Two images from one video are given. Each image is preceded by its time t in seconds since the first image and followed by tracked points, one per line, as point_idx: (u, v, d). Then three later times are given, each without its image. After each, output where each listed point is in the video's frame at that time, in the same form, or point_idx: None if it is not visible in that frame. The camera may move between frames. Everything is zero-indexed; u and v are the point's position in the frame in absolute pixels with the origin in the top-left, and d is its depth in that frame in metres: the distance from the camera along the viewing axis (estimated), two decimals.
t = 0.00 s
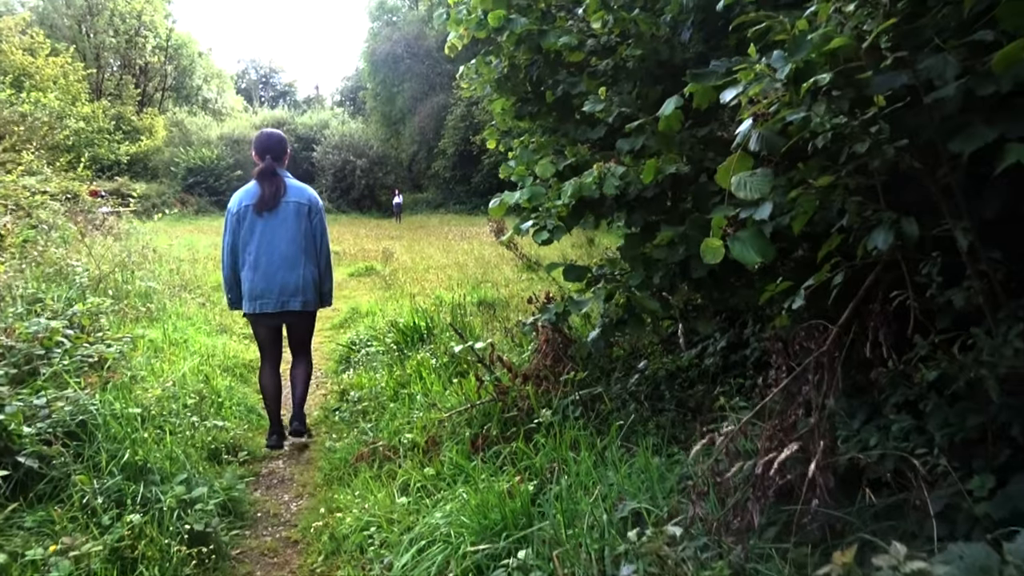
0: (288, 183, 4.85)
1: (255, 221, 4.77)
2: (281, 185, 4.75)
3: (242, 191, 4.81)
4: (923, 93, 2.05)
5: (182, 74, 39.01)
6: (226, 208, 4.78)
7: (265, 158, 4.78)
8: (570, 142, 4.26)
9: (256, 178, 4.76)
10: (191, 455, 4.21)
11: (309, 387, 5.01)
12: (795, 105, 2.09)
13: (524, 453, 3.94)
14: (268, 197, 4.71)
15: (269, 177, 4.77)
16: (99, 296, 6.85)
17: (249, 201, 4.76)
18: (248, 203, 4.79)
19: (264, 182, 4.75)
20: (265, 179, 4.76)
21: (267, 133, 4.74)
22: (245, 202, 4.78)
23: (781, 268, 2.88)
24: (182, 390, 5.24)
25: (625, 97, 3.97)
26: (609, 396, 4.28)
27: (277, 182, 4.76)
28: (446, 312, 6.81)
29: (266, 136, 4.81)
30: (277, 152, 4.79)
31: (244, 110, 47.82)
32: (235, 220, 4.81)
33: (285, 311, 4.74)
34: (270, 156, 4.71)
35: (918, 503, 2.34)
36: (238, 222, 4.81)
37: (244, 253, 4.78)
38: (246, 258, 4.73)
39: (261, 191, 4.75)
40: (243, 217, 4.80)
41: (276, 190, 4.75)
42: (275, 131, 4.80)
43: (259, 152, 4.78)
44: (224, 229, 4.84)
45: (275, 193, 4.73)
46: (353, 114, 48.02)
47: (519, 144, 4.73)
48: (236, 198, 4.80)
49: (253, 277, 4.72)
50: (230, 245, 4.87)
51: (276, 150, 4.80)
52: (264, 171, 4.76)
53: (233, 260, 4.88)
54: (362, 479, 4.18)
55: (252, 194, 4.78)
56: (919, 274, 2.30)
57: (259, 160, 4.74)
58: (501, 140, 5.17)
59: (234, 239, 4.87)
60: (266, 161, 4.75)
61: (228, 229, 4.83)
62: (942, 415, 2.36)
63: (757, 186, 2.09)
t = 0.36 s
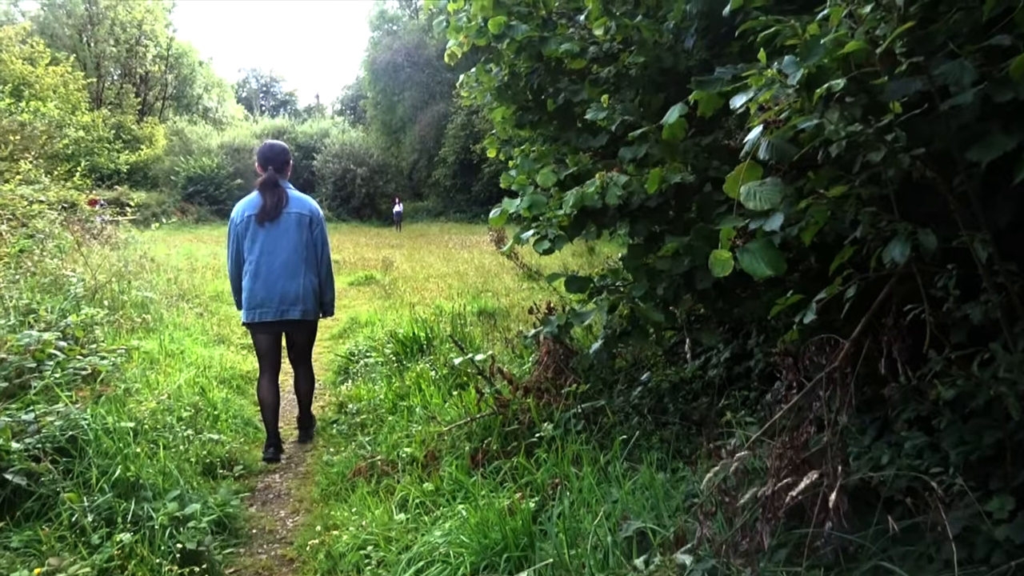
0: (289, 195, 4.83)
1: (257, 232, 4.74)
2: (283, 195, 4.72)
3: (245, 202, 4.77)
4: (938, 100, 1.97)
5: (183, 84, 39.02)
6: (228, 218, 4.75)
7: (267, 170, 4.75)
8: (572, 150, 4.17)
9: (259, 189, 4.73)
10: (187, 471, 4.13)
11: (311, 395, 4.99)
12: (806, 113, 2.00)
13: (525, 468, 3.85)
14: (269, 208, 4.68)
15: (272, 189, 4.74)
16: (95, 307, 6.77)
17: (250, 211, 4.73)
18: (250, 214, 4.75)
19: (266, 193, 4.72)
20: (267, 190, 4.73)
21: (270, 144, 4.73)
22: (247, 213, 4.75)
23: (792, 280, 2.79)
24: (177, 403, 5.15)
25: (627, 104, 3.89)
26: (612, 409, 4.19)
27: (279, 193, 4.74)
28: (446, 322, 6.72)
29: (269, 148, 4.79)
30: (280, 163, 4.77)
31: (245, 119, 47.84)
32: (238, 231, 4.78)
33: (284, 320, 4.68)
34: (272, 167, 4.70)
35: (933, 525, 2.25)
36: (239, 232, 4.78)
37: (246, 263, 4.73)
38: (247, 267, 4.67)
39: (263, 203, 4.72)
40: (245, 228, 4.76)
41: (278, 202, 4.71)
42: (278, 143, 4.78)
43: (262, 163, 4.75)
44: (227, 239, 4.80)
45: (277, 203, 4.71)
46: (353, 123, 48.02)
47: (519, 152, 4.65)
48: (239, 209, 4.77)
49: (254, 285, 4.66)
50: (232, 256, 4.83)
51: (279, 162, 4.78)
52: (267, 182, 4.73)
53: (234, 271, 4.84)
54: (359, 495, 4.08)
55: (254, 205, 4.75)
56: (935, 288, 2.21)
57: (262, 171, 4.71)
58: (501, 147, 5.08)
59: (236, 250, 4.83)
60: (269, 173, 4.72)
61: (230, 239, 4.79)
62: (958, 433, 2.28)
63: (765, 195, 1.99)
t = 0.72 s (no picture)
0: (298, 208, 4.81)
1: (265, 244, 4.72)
2: (291, 209, 4.70)
3: (253, 214, 4.75)
4: (950, 107, 1.91)
5: (184, 94, 39.03)
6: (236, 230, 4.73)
7: (276, 183, 4.74)
8: (573, 158, 4.11)
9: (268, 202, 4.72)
10: (183, 486, 4.07)
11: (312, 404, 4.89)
12: (815, 121, 1.95)
13: (527, 482, 3.79)
14: (278, 221, 4.66)
15: (280, 202, 4.72)
16: (93, 319, 6.72)
17: (258, 223, 4.70)
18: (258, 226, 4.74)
19: (275, 206, 4.71)
20: (276, 203, 4.71)
21: (279, 158, 4.71)
22: (254, 224, 4.72)
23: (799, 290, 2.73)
24: (174, 415, 5.08)
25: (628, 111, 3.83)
26: (615, 421, 4.13)
27: (287, 207, 4.72)
28: (447, 332, 6.66)
29: (278, 161, 4.77)
30: (289, 176, 4.75)
31: (246, 129, 47.86)
32: (246, 242, 4.75)
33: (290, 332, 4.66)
34: (281, 180, 4.68)
35: (947, 543, 2.19)
36: (247, 244, 4.75)
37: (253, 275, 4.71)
38: (254, 279, 4.65)
39: (271, 215, 4.70)
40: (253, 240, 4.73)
41: (287, 215, 4.70)
42: (287, 156, 4.76)
43: (271, 176, 4.74)
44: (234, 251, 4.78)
45: (285, 216, 4.69)
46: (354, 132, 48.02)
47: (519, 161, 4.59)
48: (247, 221, 4.75)
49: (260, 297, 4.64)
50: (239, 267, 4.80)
51: (288, 175, 4.76)
52: (276, 194, 4.71)
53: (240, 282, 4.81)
54: (358, 509, 4.02)
55: (262, 217, 4.73)
56: (947, 299, 2.15)
57: (271, 184, 4.70)
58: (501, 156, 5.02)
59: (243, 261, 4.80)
60: (278, 186, 4.71)
61: (237, 250, 4.77)
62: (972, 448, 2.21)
63: (773, 203, 1.93)
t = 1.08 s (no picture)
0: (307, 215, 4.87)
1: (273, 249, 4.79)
2: (300, 216, 4.78)
3: (263, 220, 4.84)
4: (963, 116, 1.88)
5: (185, 102, 39.04)
6: (247, 235, 4.81)
7: (286, 190, 4.81)
8: (576, 167, 4.07)
9: (277, 209, 4.80)
10: (183, 497, 4.03)
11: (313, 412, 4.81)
12: (826, 130, 1.92)
13: (530, 493, 3.75)
14: (287, 228, 4.75)
15: (290, 209, 4.80)
16: (92, 328, 6.68)
17: (267, 228, 4.78)
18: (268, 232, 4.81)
19: (284, 213, 4.79)
20: (285, 211, 4.79)
21: (289, 165, 4.78)
22: (264, 229, 4.80)
23: (809, 301, 2.70)
24: (174, 425, 5.04)
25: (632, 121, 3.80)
26: (618, 432, 4.09)
27: (297, 214, 4.80)
28: (448, 341, 6.63)
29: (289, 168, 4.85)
30: (298, 183, 4.81)
31: (246, 137, 47.88)
32: (256, 248, 4.83)
33: (296, 335, 4.71)
34: (290, 186, 4.76)
35: (960, 560, 2.15)
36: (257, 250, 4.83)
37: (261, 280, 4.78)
38: (262, 283, 4.72)
39: (280, 222, 4.78)
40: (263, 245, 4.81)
41: (295, 223, 4.78)
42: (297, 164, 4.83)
43: (281, 184, 4.81)
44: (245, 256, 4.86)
45: (294, 222, 4.77)
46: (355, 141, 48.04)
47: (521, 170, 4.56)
48: (257, 227, 4.83)
49: (267, 301, 4.71)
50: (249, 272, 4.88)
51: (298, 182, 4.83)
52: (286, 202, 4.80)
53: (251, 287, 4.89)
54: (359, 521, 3.98)
55: (272, 223, 4.80)
56: (960, 311, 2.12)
57: (280, 191, 4.77)
58: (504, 164, 4.99)
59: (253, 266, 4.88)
60: (288, 193, 4.78)
61: (248, 256, 4.85)
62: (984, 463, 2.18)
63: (783, 214, 1.90)
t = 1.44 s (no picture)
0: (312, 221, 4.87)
1: (279, 254, 4.77)
2: (306, 221, 4.77)
3: (269, 225, 4.83)
4: (976, 124, 1.87)
5: (186, 108, 39.03)
6: (253, 240, 4.80)
7: (292, 196, 4.81)
8: (579, 174, 4.06)
9: (283, 214, 4.79)
10: (184, 505, 4.00)
11: (314, 416, 4.77)
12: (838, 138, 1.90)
13: (534, 502, 3.73)
14: (293, 232, 4.73)
15: (295, 214, 4.79)
16: (93, 335, 6.66)
17: (273, 233, 4.78)
18: (273, 236, 4.80)
19: (290, 218, 4.78)
20: (291, 216, 4.78)
21: (294, 171, 4.77)
22: (270, 234, 4.80)
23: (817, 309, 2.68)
24: (175, 432, 5.02)
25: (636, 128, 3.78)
26: (621, 440, 4.07)
27: (302, 219, 4.79)
28: (450, 348, 6.61)
29: (295, 175, 4.85)
30: (303, 190, 4.81)
31: (246, 143, 47.89)
32: (261, 252, 4.81)
33: (301, 338, 4.70)
34: (296, 192, 4.75)
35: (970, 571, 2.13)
36: (263, 254, 4.82)
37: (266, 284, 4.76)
38: (267, 286, 4.71)
39: (286, 227, 4.77)
40: (268, 249, 4.80)
41: (301, 227, 4.77)
42: (302, 170, 4.83)
43: (287, 190, 4.81)
44: (251, 260, 4.85)
45: (301, 226, 4.75)
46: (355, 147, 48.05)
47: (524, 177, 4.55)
48: (263, 231, 4.82)
49: (273, 304, 4.69)
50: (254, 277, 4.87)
51: (304, 189, 4.83)
52: (292, 207, 4.79)
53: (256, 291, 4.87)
54: (362, 529, 3.96)
55: (277, 228, 4.79)
56: (971, 320, 2.10)
57: (286, 197, 4.77)
58: (507, 171, 4.97)
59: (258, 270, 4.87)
60: (294, 199, 4.78)
61: (253, 260, 4.84)
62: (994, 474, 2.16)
63: (794, 221, 1.88)
